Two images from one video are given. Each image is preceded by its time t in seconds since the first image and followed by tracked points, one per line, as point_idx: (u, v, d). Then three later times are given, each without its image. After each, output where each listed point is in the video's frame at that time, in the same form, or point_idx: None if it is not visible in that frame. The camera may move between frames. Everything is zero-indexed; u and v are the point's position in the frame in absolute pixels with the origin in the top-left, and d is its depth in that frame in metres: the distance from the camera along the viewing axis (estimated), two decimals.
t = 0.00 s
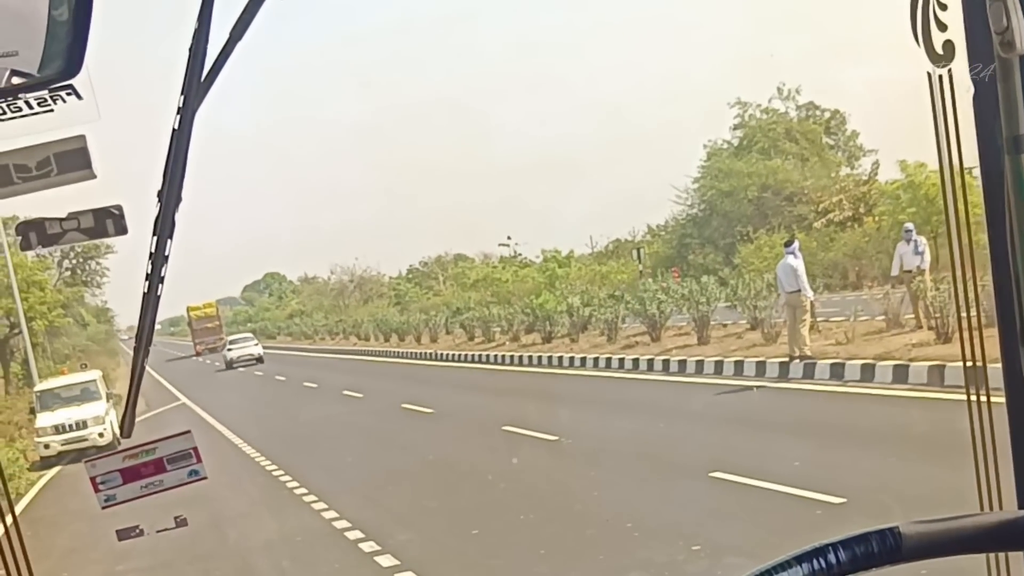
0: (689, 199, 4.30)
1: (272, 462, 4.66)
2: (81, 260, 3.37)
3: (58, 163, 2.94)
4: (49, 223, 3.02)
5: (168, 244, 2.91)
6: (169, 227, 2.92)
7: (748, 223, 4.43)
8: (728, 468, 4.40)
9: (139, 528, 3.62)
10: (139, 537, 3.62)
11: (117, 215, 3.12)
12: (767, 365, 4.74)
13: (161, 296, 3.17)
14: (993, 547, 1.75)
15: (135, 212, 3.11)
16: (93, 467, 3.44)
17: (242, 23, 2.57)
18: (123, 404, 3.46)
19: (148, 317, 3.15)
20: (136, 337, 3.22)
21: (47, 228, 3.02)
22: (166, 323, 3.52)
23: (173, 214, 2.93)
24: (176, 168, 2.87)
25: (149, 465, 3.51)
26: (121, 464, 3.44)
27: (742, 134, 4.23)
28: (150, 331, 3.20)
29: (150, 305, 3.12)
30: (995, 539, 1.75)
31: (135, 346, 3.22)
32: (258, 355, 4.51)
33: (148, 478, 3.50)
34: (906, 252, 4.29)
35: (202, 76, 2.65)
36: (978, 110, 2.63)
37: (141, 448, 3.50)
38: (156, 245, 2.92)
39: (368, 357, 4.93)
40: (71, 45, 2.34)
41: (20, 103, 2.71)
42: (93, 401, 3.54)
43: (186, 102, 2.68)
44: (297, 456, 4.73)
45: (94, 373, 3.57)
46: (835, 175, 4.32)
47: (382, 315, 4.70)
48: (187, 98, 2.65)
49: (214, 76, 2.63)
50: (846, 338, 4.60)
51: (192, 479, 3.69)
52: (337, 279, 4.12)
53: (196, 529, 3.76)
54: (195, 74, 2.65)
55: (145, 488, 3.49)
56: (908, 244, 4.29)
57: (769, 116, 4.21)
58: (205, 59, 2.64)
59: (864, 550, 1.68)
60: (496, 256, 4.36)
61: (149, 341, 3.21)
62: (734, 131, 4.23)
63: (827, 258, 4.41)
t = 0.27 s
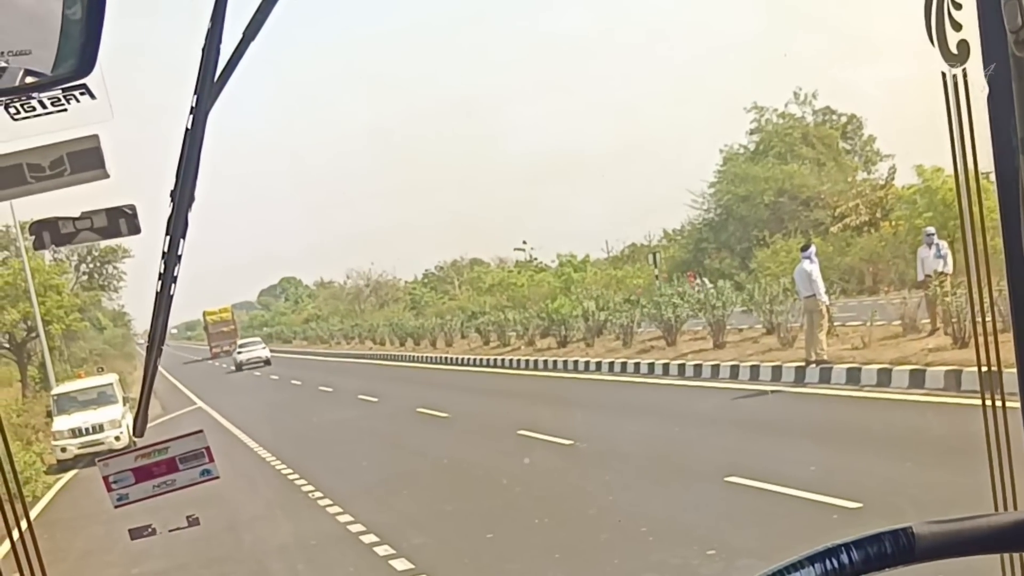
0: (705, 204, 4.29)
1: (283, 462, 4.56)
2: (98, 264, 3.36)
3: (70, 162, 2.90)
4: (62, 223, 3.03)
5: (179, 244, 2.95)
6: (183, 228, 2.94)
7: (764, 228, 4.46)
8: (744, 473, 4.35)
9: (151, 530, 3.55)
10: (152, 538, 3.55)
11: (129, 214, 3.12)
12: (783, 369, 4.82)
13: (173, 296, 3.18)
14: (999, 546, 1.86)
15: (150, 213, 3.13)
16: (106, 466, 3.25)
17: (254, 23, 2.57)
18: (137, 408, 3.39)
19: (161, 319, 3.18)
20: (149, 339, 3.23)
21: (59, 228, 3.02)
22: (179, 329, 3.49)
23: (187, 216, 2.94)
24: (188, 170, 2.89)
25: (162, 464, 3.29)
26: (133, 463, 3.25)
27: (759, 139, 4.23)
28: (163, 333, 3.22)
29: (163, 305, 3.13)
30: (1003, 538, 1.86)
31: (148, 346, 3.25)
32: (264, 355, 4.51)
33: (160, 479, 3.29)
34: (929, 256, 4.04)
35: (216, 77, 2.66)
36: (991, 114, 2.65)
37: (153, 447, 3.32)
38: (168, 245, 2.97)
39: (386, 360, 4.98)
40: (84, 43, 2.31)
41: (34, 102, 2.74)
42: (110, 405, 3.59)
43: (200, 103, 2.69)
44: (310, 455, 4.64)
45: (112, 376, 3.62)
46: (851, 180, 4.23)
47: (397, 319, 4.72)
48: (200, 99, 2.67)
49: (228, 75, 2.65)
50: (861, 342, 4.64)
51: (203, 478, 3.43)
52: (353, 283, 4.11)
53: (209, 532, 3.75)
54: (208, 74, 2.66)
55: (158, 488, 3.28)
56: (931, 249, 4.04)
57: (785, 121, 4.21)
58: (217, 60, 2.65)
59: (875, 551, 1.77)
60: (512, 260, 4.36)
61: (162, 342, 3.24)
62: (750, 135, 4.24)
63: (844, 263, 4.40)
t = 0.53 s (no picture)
0: (715, 208, 4.30)
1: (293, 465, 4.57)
2: (108, 267, 3.38)
3: (84, 166, 2.94)
4: (74, 226, 3.11)
5: (191, 248, 2.96)
6: (195, 231, 2.96)
7: (774, 232, 4.41)
8: (755, 477, 4.34)
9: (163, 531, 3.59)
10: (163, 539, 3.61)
11: (141, 219, 3.11)
12: (793, 373, 4.72)
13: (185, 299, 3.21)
14: (1005, 549, 1.91)
15: (162, 217, 3.15)
16: (118, 468, 3.28)
17: (265, 29, 2.59)
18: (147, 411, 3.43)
19: (173, 322, 3.20)
20: (161, 340, 3.27)
21: (72, 232, 3.12)
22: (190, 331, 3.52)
23: (199, 219, 2.95)
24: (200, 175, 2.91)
25: (173, 467, 3.32)
26: (144, 466, 3.27)
27: (768, 142, 4.22)
28: (175, 335, 3.26)
29: (176, 306, 3.15)
30: (1011, 542, 1.90)
31: (159, 349, 3.28)
32: (264, 360, 4.46)
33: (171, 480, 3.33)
34: (940, 258, 4.24)
35: (227, 83, 2.68)
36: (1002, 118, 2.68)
37: (164, 450, 3.34)
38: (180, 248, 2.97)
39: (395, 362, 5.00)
40: (98, 48, 2.29)
41: (46, 107, 2.75)
42: (119, 408, 3.59)
43: (211, 109, 2.71)
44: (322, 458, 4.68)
45: (121, 380, 3.64)
46: (861, 183, 4.29)
47: (406, 323, 4.73)
48: (212, 105, 2.69)
49: (239, 81, 2.67)
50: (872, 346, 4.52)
51: (215, 481, 3.46)
52: (362, 286, 4.13)
53: (222, 535, 3.74)
54: (220, 80, 2.68)
55: (170, 491, 3.32)
56: (943, 250, 4.23)
57: (795, 125, 4.20)
58: (229, 65, 2.67)
59: (885, 553, 1.82)
60: (521, 264, 4.37)
61: (173, 345, 3.27)
62: (760, 139, 4.22)
63: (852, 267, 4.38)
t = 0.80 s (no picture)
0: (721, 210, 4.30)
1: (298, 465, 4.58)
2: (115, 269, 3.38)
3: (92, 169, 3.01)
4: (82, 228, 3.12)
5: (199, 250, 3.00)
6: (203, 233, 2.98)
7: (780, 234, 4.43)
8: (761, 479, 4.33)
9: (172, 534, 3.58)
10: (171, 541, 3.59)
11: (150, 220, 3.12)
12: (799, 375, 4.70)
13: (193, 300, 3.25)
14: (1013, 550, 1.91)
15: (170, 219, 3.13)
16: (126, 471, 3.29)
17: (274, 30, 2.60)
18: (155, 413, 3.49)
19: (182, 323, 3.23)
20: (170, 341, 3.30)
21: (80, 234, 3.13)
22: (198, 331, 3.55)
23: (207, 221, 2.98)
24: (208, 176, 2.92)
25: (182, 469, 3.35)
26: (152, 468, 3.28)
27: (775, 143, 4.25)
28: (183, 336, 3.28)
29: (184, 307, 3.19)
30: (1019, 544, 1.90)
31: (168, 351, 3.30)
32: (264, 360, 4.48)
33: (179, 482, 3.34)
34: (946, 260, 4.19)
35: (235, 83, 2.68)
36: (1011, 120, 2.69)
37: (172, 451, 3.36)
38: (189, 250, 3.02)
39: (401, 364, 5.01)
40: (107, 51, 2.30)
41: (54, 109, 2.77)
42: (125, 410, 3.61)
43: (220, 110, 2.71)
44: (329, 459, 4.68)
45: (127, 382, 3.66)
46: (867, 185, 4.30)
47: (412, 325, 4.74)
48: (221, 106, 2.69)
49: (248, 82, 2.67)
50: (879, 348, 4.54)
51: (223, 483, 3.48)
52: (368, 288, 4.14)
53: (228, 537, 3.74)
54: (229, 81, 2.68)
55: (176, 493, 3.32)
56: (949, 253, 4.18)
57: (798, 126, 4.24)
58: (238, 65, 2.67)
59: (893, 556, 1.81)
60: (527, 266, 4.37)
61: (182, 347, 3.28)
62: (766, 140, 4.25)
63: (859, 269, 4.35)
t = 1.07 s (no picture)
0: (723, 212, 4.29)
1: (300, 468, 4.57)
2: (117, 271, 3.39)
3: (94, 170, 2.98)
4: (84, 231, 3.13)
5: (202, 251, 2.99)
6: (205, 235, 2.98)
7: (781, 236, 4.39)
8: (764, 481, 4.31)
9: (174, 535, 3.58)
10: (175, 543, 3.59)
11: (152, 222, 3.16)
12: (801, 377, 4.70)
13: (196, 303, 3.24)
14: (1017, 553, 1.90)
15: (173, 220, 3.16)
16: (128, 473, 3.28)
17: (276, 33, 2.60)
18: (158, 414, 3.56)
19: (184, 325, 3.25)
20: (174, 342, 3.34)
21: (82, 236, 3.15)
22: (201, 333, 3.56)
23: (209, 224, 2.98)
24: (211, 177, 2.92)
25: (184, 471, 3.31)
26: (154, 469, 3.28)
27: (777, 146, 4.28)
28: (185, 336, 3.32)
29: (185, 310, 3.19)
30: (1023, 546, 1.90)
31: (171, 353, 3.34)
32: (259, 362, 4.38)
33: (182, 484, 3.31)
34: (945, 264, 4.23)
35: (238, 86, 2.69)
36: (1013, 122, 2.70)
37: (175, 454, 3.35)
38: (191, 252, 3.01)
39: (403, 366, 5.01)
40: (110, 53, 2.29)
41: (57, 111, 2.78)
42: (127, 412, 3.60)
43: (222, 113, 2.71)
44: (331, 461, 4.67)
45: (129, 384, 3.68)
46: (869, 187, 4.30)
47: (414, 327, 4.73)
48: (223, 109, 2.70)
49: (249, 84, 2.68)
50: (880, 349, 4.58)
51: (226, 486, 3.45)
52: (370, 291, 4.14)
53: (229, 539, 3.73)
54: (231, 83, 2.70)
55: (178, 496, 3.29)
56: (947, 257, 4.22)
57: (802, 128, 4.21)
58: (239, 68, 2.67)
59: (895, 558, 1.82)
60: (529, 268, 4.37)
61: (184, 348, 3.33)
62: (768, 143, 4.26)
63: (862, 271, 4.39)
